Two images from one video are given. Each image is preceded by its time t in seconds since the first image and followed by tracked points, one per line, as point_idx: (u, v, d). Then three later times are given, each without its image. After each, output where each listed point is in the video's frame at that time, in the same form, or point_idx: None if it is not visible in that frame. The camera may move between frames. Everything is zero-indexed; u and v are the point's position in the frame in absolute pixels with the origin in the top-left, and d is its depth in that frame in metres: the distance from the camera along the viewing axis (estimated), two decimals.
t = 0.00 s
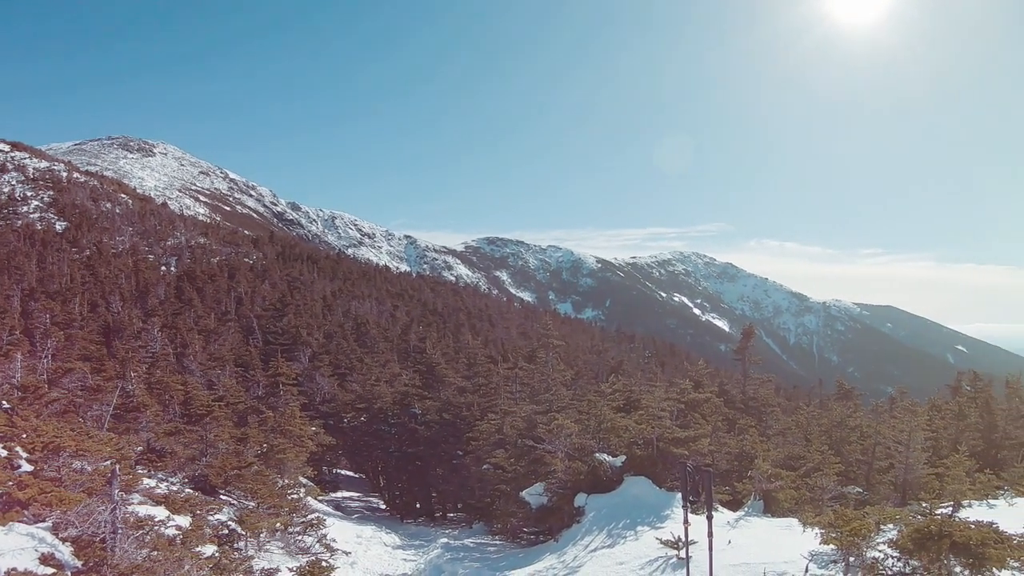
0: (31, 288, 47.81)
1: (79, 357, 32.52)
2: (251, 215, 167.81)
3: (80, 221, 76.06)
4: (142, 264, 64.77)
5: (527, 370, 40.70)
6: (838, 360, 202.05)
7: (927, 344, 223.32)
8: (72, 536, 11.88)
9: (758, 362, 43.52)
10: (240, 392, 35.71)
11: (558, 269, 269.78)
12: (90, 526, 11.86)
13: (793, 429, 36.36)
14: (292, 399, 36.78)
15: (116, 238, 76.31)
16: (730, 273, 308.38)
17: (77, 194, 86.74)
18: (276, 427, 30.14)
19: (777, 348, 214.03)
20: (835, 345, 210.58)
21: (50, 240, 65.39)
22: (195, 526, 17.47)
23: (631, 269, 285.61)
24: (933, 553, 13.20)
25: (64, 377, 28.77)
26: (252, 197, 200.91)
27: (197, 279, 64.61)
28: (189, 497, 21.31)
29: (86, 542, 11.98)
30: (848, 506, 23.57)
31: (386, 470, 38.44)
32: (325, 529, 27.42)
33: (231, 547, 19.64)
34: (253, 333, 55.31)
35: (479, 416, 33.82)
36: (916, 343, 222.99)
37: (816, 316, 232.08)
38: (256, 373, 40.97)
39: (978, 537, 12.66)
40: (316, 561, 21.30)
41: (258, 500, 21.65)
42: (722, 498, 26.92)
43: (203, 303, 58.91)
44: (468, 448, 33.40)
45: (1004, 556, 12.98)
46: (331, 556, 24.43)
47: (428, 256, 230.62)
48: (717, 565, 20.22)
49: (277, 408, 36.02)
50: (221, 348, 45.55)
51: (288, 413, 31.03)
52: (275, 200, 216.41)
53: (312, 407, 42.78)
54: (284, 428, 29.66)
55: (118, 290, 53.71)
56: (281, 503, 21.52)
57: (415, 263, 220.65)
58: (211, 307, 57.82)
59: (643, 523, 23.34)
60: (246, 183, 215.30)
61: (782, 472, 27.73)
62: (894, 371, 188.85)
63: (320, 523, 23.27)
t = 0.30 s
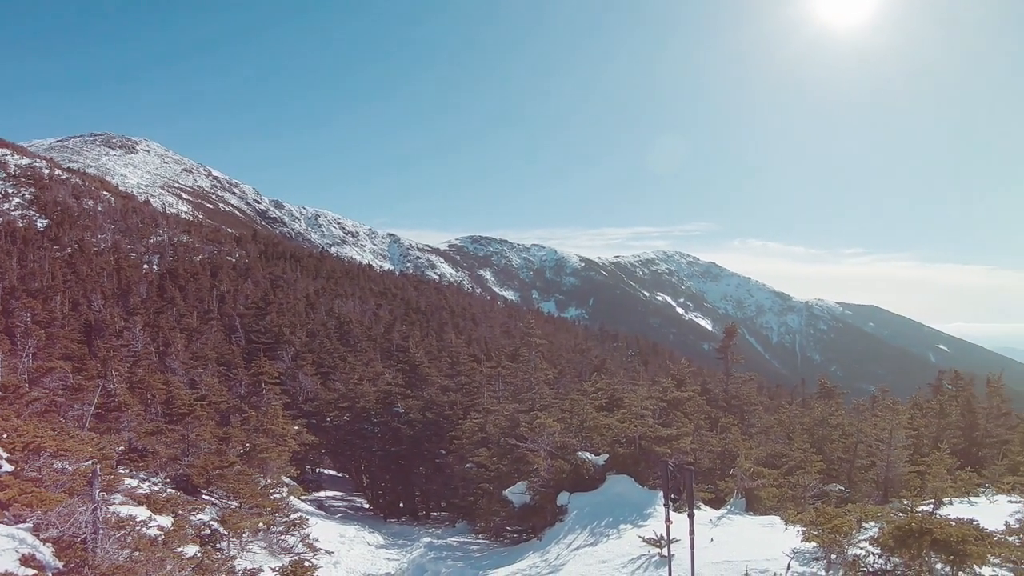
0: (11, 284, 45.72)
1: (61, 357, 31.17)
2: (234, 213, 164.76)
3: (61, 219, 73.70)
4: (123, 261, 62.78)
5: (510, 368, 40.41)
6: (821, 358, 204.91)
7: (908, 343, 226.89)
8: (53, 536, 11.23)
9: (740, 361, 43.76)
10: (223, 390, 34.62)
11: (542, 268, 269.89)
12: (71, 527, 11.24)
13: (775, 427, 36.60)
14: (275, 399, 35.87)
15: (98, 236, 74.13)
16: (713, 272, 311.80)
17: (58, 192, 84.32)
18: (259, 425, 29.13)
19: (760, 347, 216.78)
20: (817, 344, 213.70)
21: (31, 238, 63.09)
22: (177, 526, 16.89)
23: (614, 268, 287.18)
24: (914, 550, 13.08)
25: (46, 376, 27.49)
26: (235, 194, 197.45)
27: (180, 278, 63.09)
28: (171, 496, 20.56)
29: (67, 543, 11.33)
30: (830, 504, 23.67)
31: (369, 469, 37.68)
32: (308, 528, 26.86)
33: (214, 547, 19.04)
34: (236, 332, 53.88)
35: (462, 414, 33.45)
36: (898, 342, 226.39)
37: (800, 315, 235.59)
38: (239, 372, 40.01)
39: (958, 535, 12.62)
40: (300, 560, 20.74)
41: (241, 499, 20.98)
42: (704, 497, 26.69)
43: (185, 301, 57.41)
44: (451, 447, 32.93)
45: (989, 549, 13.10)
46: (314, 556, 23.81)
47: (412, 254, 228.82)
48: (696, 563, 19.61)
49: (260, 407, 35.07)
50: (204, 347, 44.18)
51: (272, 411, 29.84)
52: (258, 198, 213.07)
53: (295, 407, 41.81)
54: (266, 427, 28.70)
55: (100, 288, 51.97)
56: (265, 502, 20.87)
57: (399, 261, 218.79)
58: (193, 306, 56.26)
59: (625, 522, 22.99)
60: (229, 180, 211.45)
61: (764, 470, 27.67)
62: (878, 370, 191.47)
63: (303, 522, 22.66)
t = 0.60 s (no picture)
0: None
1: (45, 355, 29.94)
2: (219, 210, 162.15)
3: (44, 215, 71.66)
4: (108, 261, 61.25)
5: (497, 367, 40.07)
6: (805, 357, 207.53)
7: (891, 342, 230.08)
8: (37, 537, 11.38)
9: (726, 360, 44.08)
10: (208, 389, 33.75)
11: (529, 267, 269.96)
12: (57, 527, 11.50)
13: (760, 426, 36.88)
14: (261, 398, 35.10)
15: (81, 234, 72.23)
16: (698, 271, 314.33)
17: (41, 188, 82.19)
18: (244, 425, 28.42)
19: (745, 346, 218.95)
20: (803, 343, 216.18)
21: (12, 234, 60.80)
22: (161, 526, 16.48)
23: (601, 267, 288.49)
24: (899, 547, 12.96)
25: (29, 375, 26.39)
26: (221, 192, 194.24)
27: (165, 277, 61.63)
28: (156, 496, 19.93)
29: (50, 544, 11.51)
30: (815, 501, 23.79)
31: (355, 469, 37.10)
32: (294, 527, 26.47)
33: (199, 546, 18.60)
34: (221, 331, 52.76)
35: (449, 413, 33.10)
36: (881, 341, 229.55)
37: (785, 315, 238.44)
38: (224, 370, 39.22)
39: (943, 531, 12.46)
40: (286, 559, 20.26)
41: (226, 499, 20.54)
42: (689, 494, 26.42)
43: (171, 300, 56.14)
44: (437, 446, 32.54)
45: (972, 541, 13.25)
46: (300, 556, 23.31)
47: (398, 253, 227.16)
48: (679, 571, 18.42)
49: (245, 406, 34.29)
50: (189, 346, 43.11)
51: (258, 410, 29.15)
52: (244, 196, 209.99)
53: (281, 406, 41.07)
54: (252, 427, 28.03)
55: (83, 286, 50.47)
56: (250, 501, 20.39)
57: (385, 260, 217.17)
58: (178, 305, 54.91)
59: (611, 520, 22.72)
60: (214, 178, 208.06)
61: (748, 468, 27.63)
62: (863, 368, 193.82)
63: (290, 521, 22.23)
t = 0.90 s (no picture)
0: None
1: (30, 354, 28.94)
2: (204, 208, 159.50)
3: (29, 213, 69.68)
4: (94, 260, 59.74)
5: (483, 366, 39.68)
6: (792, 356, 209.76)
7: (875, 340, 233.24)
8: (22, 538, 10.97)
9: (712, 359, 44.26)
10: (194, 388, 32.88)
11: (516, 266, 269.80)
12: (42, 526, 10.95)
13: (747, 424, 37.07)
14: (247, 397, 34.35)
15: (68, 232, 70.52)
16: (685, 271, 316.58)
17: (26, 185, 80.11)
18: (230, 424, 27.75)
19: (731, 345, 220.88)
20: (790, 342, 218.48)
21: None
22: (146, 526, 16.04)
23: (588, 266, 289.41)
24: (883, 546, 12.87)
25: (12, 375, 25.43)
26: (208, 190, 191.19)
27: (151, 275, 60.21)
28: (140, 496, 19.37)
29: (36, 545, 11.00)
30: (800, 500, 23.87)
31: (341, 468, 36.52)
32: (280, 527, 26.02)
33: (185, 547, 18.12)
34: (207, 329, 51.62)
35: (435, 412, 32.66)
36: (864, 339, 232.48)
37: (770, 314, 241.06)
38: (210, 369, 38.32)
39: (927, 529, 12.36)
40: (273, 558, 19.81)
41: (212, 498, 20.00)
42: (676, 493, 26.25)
43: (156, 298, 54.84)
44: (423, 445, 32.10)
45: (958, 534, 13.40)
46: (286, 555, 22.83)
47: (385, 252, 225.38)
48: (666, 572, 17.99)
49: (232, 405, 33.52)
50: (175, 344, 42.07)
51: (244, 408, 28.55)
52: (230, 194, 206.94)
53: (267, 405, 40.32)
54: (237, 425, 27.39)
55: (68, 284, 49.10)
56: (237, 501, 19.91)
57: (372, 259, 215.37)
58: (164, 303, 53.67)
59: (597, 519, 22.55)
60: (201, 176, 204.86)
61: (735, 466, 27.56)
62: (847, 366, 196.47)
63: (277, 521, 21.75)
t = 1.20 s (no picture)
0: None
1: (11, 352, 27.79)
2: (189, 206, 156.77)
3: (12, 210, 67.52)
4: (77, 258, 58.11)
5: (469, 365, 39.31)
6: (778, 355, 212.31)
7: (858, 339, 236.55)
8: (6, 537, 11.05)
9: (697, 357, 44.47)
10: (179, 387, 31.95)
11: (502, 265, 269.41)
12: (21, 529, 10.75)
13: (732, 422, 37.33)
14: (234, 396, 33.60)
15: (52, 230, 68.62)
16: (671, 270, 319.03)
17: (9, 182, 77.77)
18: (215, 423, 27.09)
19: (717, 344, 223.02)
20: (776, 341, 221.17)
21: None
22: (131, 525, 15.64)
23: (574, 265, 290.42)
24: (866, 543, 12.78)
25: None
26: (194, 188, 187.76)
27: (137, 273, 58.75)
28: (124, 496, 18.92)
29: (20, 545, 11.21)
30: (784, 497, 24.00)
31: (327, 467, 35.95)
32: (265, 526, 25.51)
33: (170, 546, 17.59)
34: (192, 328, 50.50)
35: (421, 411, 32.16)
36: (848, 338, 235.54)
37: (755, 313, 243.99)
38: (195, 368, 37.47)
39: (909, 526, 12.30)
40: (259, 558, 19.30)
41: (197, 498, 19.53)
42: (661, 491, 26.11)
43: (141, 297, 53.49)
44: (409, 444, 31.63)
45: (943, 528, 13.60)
46: (272, 554, 22.31)
47: (371, 250, 223.32)
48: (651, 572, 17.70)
49: (217, 404, 32.68)
50: (160, 343, 40.95)
51: (229, 407, 27.93)
52: (217, 192, 203.60)
53: (252, 404, 39.50)
54: (223, 424, 26.78)
55: (52, 282, 47.69)
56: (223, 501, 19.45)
57: (359, 258, 213.36)
58: (149, 302, 52.34)
59: (583, 517, 22.41)
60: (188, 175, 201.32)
61: (720, 464, 27.53)
62: (830, 364, 199.48)
63: (262, 520, 21.29)
